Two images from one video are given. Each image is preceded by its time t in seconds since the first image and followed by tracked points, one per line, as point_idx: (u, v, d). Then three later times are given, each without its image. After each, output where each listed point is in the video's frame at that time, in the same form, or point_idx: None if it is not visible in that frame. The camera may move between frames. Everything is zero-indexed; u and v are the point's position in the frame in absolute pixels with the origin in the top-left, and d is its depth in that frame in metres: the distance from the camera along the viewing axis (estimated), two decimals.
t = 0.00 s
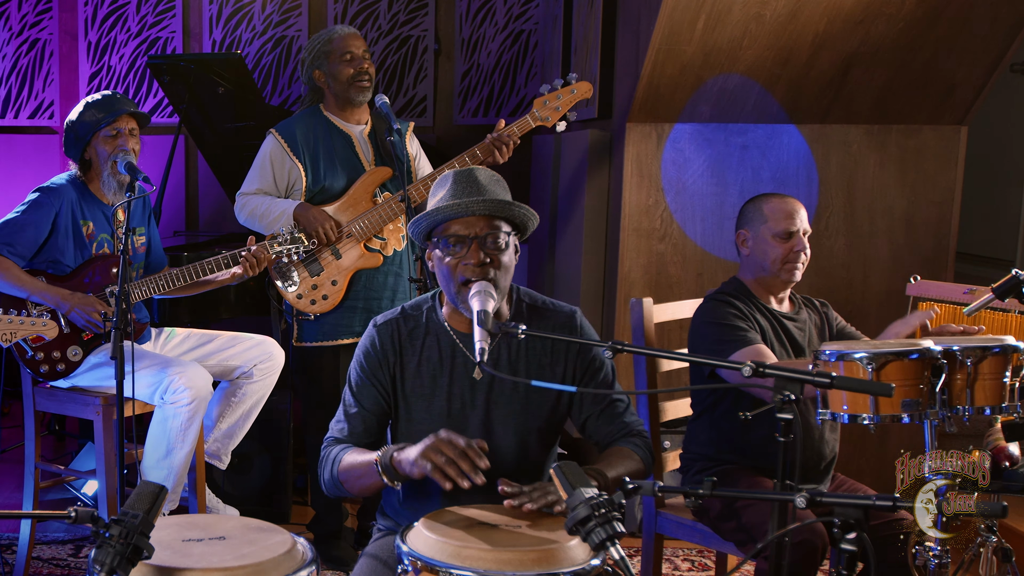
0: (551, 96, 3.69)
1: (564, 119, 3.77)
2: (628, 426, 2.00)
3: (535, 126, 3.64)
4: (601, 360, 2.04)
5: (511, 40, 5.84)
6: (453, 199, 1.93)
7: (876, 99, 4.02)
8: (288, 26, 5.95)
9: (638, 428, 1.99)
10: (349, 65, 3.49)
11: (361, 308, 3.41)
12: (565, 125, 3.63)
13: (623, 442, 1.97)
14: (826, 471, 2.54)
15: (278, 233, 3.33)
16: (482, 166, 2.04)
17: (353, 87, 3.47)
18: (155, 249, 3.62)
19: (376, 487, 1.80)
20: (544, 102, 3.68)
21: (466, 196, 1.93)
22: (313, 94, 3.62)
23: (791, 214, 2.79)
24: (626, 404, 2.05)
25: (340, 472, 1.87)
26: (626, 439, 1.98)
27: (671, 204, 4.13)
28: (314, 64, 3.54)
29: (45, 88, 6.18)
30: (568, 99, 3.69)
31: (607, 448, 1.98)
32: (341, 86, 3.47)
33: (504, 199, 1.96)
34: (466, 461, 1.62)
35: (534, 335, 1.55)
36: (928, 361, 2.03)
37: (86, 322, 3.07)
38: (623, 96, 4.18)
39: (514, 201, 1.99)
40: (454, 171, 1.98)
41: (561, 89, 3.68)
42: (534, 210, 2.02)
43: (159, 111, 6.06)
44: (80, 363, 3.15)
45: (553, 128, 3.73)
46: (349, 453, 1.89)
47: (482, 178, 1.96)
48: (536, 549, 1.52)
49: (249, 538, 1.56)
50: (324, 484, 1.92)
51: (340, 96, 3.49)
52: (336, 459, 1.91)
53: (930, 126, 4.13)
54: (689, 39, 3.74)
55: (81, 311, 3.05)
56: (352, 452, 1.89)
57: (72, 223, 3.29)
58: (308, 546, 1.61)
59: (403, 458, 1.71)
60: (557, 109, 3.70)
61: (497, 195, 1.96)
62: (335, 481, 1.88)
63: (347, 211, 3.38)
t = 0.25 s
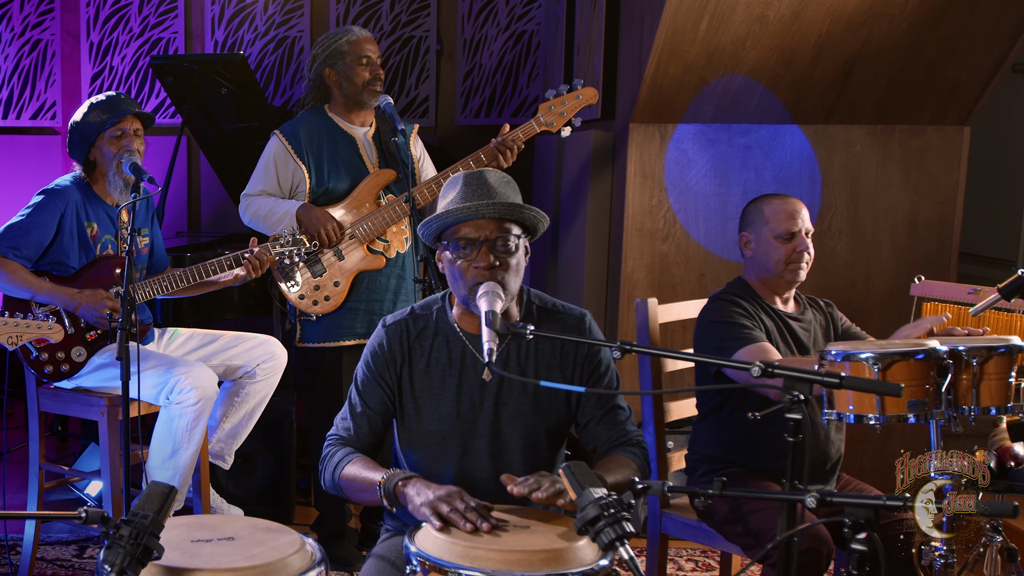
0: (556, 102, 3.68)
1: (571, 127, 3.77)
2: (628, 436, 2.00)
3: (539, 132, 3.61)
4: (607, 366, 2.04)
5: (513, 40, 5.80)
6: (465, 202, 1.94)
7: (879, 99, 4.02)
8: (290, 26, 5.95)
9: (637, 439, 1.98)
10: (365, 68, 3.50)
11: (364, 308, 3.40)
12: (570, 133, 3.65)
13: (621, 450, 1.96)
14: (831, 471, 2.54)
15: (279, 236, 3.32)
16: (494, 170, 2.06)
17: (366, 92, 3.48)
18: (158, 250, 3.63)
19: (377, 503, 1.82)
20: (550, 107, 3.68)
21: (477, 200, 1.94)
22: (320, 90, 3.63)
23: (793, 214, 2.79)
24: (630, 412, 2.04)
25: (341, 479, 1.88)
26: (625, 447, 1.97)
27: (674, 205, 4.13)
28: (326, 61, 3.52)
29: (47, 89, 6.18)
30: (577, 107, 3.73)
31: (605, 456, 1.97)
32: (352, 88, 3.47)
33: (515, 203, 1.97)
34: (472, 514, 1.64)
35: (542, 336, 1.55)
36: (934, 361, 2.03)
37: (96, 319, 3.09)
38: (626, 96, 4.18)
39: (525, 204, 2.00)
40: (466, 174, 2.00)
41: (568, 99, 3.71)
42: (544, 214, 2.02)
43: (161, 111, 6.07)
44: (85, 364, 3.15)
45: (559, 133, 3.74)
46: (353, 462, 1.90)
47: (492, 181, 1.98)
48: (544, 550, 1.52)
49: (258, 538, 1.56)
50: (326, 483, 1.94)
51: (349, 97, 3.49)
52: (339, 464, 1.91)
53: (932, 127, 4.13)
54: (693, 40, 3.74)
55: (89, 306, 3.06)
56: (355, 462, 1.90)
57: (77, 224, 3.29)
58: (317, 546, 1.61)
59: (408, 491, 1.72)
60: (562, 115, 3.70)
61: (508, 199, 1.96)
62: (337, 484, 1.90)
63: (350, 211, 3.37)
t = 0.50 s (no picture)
0: (560, 101, 3.68)
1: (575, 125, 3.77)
2: (636, 434, 2.00)
3: (542, 130, 3.62)
4: (613, 363, 2.05)
5: (516, 41, 5.79)
6: (471, 200, 1.94)
7: (882, 100, 4.02)
8: (293, 27, 5.96)
9: (645, 436, 1.98)
10: (374, 74, 3.49)
11: (369, 309, 3.40)
12: (573, 130, 3.64)
13: (628, 449, 1.97)
14: (837, 472, 2.54)
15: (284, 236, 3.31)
16: (499, 167, 2.06)
17: (372, 96, 3.47)
18: (164, 251, 3.62)
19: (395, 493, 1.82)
20: (553, 105, 3.67)
21: (483, 197, 1.94)
22: (325, 90, 3.61)
23: (802, 218, 2.78)
24: (636, 410, 2.04)
25: (358, 478, 1.87)
26: (632, 445, 1.97)
27: (678, 205, 4.13)
28: (336, 65, 3.50)
29: (50, 90, 6.19)
30: (579, 103, 3.70)
31: (612, 455, 1.98)
32: (360, 93, 3.47)
33: (521, 200, 1.97)
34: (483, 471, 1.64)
35: (551, 336, 1.56)
36: (941, 361, 2.03)
37: (101, 318, 3.10)
38: (630, 96, 4.18)
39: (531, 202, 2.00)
40: (472, 172, 1.99)
41: (570, 95, 3.69)
42: (551, 212, 2.02)
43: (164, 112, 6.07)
44: (91, 364, 3.14)
45: (561, 130, 3.73)
46: (369, 460, 1.89)
47: (499, 179, 1.98)
48: (554, 550, 1.52)
49: (267, 539, 1.57)
50: (344, 487, 1.93)
51: (355, 103, 3.48)
52: (355, 464, 1.91)
53: (936, 127, 4.13)
54: (697, 40, 3.73)
55: (95, 305, 3.07)
56: (371, 459, 1.90)
57: (83, 224, 3.29)
58: (326, 547, 1.61)
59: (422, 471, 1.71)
60: (565, 112, 3.69)
61: (514, 196, 1.96)
62: (355, 488, 1.89)
63: (354, 212, 3.38)
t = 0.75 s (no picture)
0: (564, 99, 3.68)
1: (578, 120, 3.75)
2: (643, 437, 2.00)
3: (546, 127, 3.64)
4: (619, 366, 2.05)
5: (519, 42, 5.77)
6: (479, 204, 1.94)
7: (887, 101, 4.02)
8: (296, 28, 5.96)
9: (652, 437, 1.99)
10: (376, 77, 3.49)
11: (374, 310, 3.40)
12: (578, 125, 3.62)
13: (637, 449, 1.97)
14: (843, 475, 2.54)
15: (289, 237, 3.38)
16: (507, 172, 2.06)
17: (377, 99, 3.49)
18: (168, 253, 3.62)
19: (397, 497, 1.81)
20: (556, 104, 3.67)
21: (491, 202, 1.94)
22: (330, 94, 3.62)
23: (809, 216, 2.79)
24: (643, 413, 2.04)
25: (358, 478, 1.88)
26: (641, 446, 1.97)
27: (682, 207, 4.13)
28: (337, 70, 3.51)
29: (53, 91, 6.19)
30: (583, 101, 3.69)
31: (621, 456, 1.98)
32: (364, 97, 3.48)
33: (529, 204, 1.97)
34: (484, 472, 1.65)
35: (560, 338, 1.55)
36: (949, 363, 2.02)
37: (111, 312, 3.10)
38: (634, 98, 4.17)
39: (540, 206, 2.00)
40: (480, 176, 2.00)
41: (575, 93, 3.68)
42: (559, 216, 2.03)
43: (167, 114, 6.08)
44: (97, 365, 3.16)
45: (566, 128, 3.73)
46: (369, 461, 1.90)
47: (507, 183, 1.98)
48: (562, 551, 1.52)
49: (277, 540, 1.57)
50: (344, 486, 1.94)
51: (356, 106, 3.50)
52: (355, 464, 1.92)
53: (940, 129, 4.13)
54: (702, 41, 3.73)
55: (102, 303, 3.08)
56: (372, 462, 1.90)
57: (88, 226, 3.30)
58: (336, 549, 1.61)
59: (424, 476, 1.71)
60: (570, 110, 3.69)
61: (523, 200, 1.97)
62: (355, 486, 1.91)
63: (360, 213, 3.38)
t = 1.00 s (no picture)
0: (570, 102, 3.68)
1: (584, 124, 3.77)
2: (655, 429, 2.01)
3: (551, 131, 3.63)
4: (626, 362, 2.05)
5: (522, 43, 5.78)
6: (483, 204, 1.94)
7: (890, 102, 4.02)
8: (298, 29, 5.97)
9: (664, 430, 1.99)
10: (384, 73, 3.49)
11: (378, 311, 3.40)
12: (583, 130, 3.64)
13: (650, 443, 1.97)
14: (850, 476, 2.54)
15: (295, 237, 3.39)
16: (510, 171, 2.06)
17: (381, 96, 3.47)
18: (173, 254, 3.64)
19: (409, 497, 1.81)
20: (562, 106, 3.67)
21: (495, 201, 1.94)
22: (336, 92, 3.63)
23: (820, 222, 2.78)
24: (653, 406, 2.05)
25: (370, 478, 1.86)
26: (653, 440, 1.98)
27: (685, 208, 4.13)
28: (344, 64, 3.51)
29: (55, 92, 6.20)
30: (588, 104, 3.70)
31: (633, 450, 1.98)
32: (370, 92, 3.46)
33: (532, 203, 1.97)
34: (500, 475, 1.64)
35: (569, 338, 1.55)
36: (955, 363, 2.02)
37: (108, 335, 3.10)
38: (637, 99, 4.17)
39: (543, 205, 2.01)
40: (484, 175, 2.00)
41: (579, 95, 3.68)
42: (563, 214, 2.03)
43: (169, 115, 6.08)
44: (102, 367, 3.15)
45: (571, 131, 3.73)
46: (380, 460, 1.88)
47: (511, 183, 1.98)
48: (572, 552, 1.53)
49: (286, 542, 1.57)
50: (354, 487, 1.92)
51: (365, 103, 3.48)
52: (366, 464, 1.90)
53: (943, 130, 4.13)
54: (705, 43, 3.72)
55: (100, 319, 3.07)
56: (383, 460, 1.88)
57: (94, 227, 3.30)
58: (345, 550, 1.62)
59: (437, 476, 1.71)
60: (576, 113, 3.70)
61: (526, 200, 1.97)
62: (366, 485, 1.88)
63: (365, 214, 3.38)
